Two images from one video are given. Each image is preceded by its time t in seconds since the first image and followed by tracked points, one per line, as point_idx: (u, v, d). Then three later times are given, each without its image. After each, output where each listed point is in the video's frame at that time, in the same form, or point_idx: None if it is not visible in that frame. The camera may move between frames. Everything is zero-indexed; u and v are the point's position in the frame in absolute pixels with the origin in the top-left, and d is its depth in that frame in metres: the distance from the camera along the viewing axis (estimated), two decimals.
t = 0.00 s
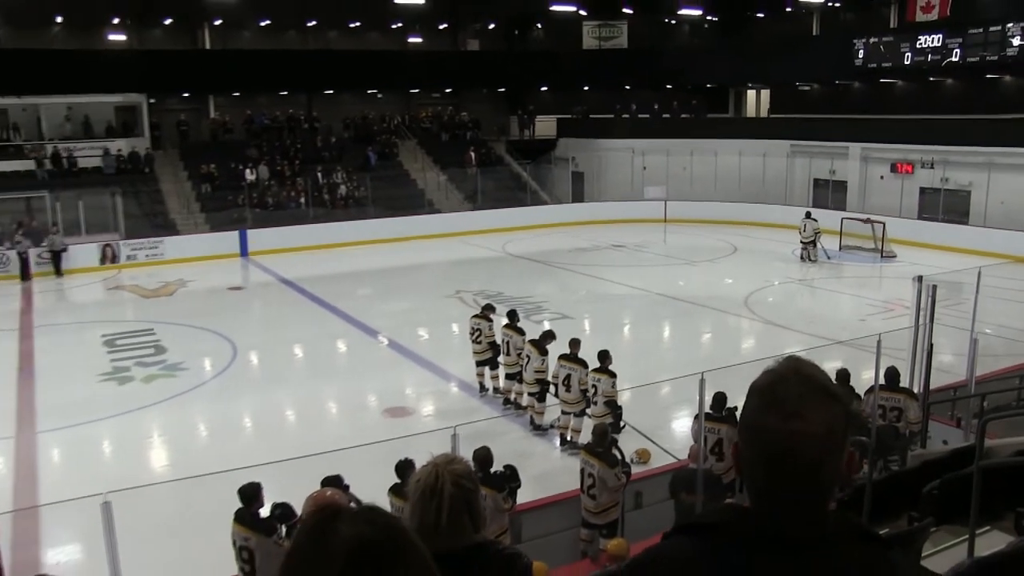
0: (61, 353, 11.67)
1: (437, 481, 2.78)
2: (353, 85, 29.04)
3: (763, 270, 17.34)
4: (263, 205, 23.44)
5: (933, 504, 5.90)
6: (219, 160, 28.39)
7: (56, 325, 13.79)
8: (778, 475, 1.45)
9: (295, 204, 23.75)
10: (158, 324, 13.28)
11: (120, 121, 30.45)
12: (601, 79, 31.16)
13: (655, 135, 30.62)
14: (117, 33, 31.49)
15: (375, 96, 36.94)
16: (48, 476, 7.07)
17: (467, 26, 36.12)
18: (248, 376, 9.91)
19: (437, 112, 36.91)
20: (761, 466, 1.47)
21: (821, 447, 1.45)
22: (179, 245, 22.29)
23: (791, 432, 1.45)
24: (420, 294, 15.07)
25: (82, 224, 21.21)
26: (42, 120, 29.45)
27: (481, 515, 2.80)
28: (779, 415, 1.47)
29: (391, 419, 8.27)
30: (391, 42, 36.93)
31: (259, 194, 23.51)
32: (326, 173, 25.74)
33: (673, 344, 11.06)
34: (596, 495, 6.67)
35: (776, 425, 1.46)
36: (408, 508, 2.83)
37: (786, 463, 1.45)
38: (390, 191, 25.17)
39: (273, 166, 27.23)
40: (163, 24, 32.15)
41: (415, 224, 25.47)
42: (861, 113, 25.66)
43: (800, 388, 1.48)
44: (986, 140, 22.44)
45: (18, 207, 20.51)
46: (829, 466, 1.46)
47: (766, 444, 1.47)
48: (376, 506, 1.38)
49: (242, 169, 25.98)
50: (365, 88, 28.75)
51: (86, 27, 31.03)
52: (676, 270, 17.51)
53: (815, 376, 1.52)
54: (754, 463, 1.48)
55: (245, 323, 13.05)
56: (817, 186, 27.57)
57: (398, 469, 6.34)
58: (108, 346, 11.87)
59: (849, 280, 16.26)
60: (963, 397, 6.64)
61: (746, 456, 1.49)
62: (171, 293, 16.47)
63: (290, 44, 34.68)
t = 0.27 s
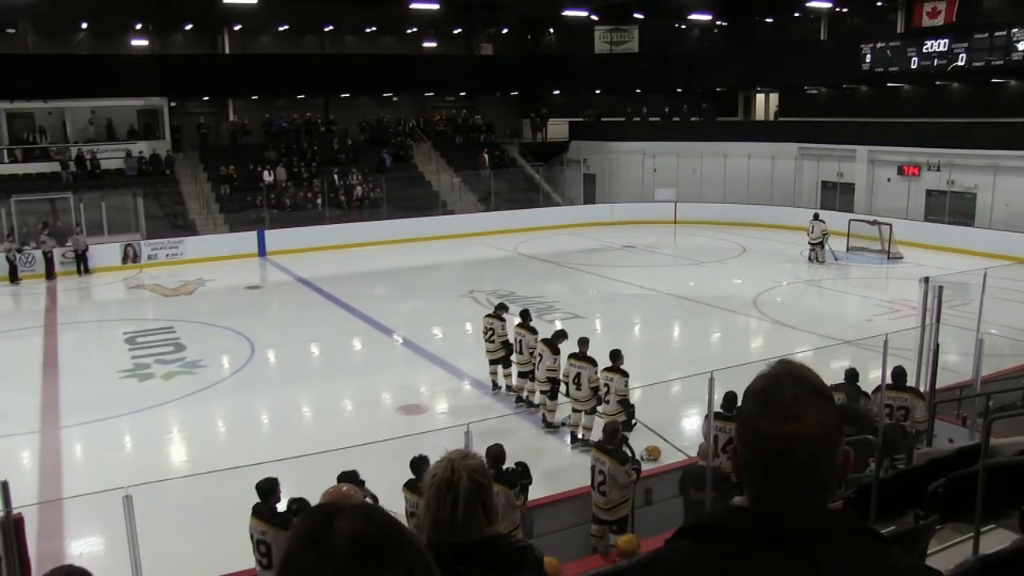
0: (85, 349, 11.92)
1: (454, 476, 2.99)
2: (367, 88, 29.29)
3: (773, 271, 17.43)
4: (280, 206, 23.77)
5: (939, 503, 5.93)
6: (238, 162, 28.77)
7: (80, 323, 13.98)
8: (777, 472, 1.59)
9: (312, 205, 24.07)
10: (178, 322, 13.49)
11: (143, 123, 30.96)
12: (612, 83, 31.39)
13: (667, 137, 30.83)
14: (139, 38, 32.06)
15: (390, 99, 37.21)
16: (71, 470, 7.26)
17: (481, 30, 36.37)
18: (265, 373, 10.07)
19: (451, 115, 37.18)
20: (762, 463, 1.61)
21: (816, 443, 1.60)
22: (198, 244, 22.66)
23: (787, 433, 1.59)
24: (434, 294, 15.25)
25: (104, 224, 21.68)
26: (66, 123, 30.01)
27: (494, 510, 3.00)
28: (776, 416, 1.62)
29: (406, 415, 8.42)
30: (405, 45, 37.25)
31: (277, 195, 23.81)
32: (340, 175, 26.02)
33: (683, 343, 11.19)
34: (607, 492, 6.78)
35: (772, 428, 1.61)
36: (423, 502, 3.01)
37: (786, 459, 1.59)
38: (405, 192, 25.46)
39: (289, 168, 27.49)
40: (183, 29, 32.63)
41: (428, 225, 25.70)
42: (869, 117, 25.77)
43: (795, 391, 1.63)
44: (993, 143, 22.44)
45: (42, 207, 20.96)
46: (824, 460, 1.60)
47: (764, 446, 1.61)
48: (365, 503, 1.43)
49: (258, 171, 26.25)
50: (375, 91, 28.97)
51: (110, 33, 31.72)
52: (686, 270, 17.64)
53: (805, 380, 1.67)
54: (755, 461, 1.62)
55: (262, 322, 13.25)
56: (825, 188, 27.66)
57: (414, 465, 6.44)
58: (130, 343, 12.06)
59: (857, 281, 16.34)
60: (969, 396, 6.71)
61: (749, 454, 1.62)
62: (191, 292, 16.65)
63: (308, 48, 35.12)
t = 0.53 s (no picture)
0: (98, 347, 11.95)
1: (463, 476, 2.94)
2: (379, 87, 29.36)
3: (785, 272, 17.39)
4: (293, 205, 23.85)
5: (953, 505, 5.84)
6: (251, 161, 28.87)
7: (92, 322, 14.00)
8: (782, 467, 1.62)
9: (324, 204, 24.13)
10: (190, 321, 13.51)
11: (156, 123, 31.13)
12: (625, 83, 31.40)
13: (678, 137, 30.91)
14: (152, 38, 32.23)
15: (403, 98, 37.28)
16: (85, 468, 7.29)
17: (493, 31, 36.41)
18: (278, 372, 10.10)
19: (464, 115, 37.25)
20: (770, 459, 1.64)
21: (822, 438, 1.62)
22: (211, 243, 22.78)
23: (791, 427, 1.62)
24: (446, 293, 15.29)
25: (117, 224, 21.85)
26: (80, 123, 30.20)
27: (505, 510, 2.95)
28: (782, 411, 1.65)
29: (418, 415, 8.43)
30: (418, 45, 37.28)
31: (289, 195, 23.89)
32: (353, 175, 26.09)
33: (695, 343, 11.19)
34: (618, 492, 6.78)
35: (777, 422, 1.64)
36: (433, 504, 2.96)
37: (793, 454, 1.62)
38: (418, 192, 25.53)
39: (303, 167, 27.58)
40: (196, 29, 32.77)
41: (441, 225, 25.76)
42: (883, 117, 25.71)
43: (801, 388, 1.67)
44: (1006, 144, 22.31)
45: (56, 207, 21.12)
46: (829, 454, 1.63)
47: (770, 440, 1.64)
48: (363, 503, 1.41)
49: (271, 170, 26.36)
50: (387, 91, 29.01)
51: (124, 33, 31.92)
52: (699, 270, 17.63)
53: (814, 378, 1.70)
54: (761, 456, 1.65)
55: (275, 321, 13.27)
56: (838, 188, 27.60)
57: (426, 465, 6.45)
58: (142, 343, 12.07)
59: (869, 281, 16.30)
60: (982, 397, 6.68)
61: (755, 449, 1.66)
62: (204, 291, 16.68)
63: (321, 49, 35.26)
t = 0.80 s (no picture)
0: (112, 345, 12.02)
1: (471, 475, 2.93)
2: (392, 87, 29.43)
3: (797, 272, 17.33)
4: (306, 204, 23.89)
5: (967, 508, 5.77)
6: (264, 160, 28.95)
7: (106, 320, 14.07)
8: (792, 467, 1.65)
9: (337, 203, 24.18)
10: (202, 319, 13.56)
11: (170, 122, 31.35)
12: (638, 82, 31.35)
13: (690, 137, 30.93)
14: (167, 38, 32.42)
15: (416, 98, 37.34)
16: (99, 465, 7.33)
17: (506, 30, 36.40)
18: (290, 370, 10.13)
19: (477, 114, 37.28)
20: (780, 459, 1.67)
21: (832, 438, 1.64)
22: (225, 242, 22.91)
23: (803, 426, 1.65)
24: (458, 292, 15.30)
25: (132, 222, 22.00)
26: (96, 122, 30.44)
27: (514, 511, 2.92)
28: (792, 411, 1.67)
29: (430, 414, 8.44)
30: (431, 44, 37.34)
31: (302, 194, 23.96)
32: (366, 174, 26.16)
33: (708, 344, 11.16)
34: (629, 493, 6.77)
35: (789, 422, 1.66)
36: (441, 502, 2.94)
37: (802, 454, 1.65)
38: (432, 192, 25.60)
39: (316, 166, 27.66)
40: (210, 29, 32.92)
41: (454, 224, 25.80)
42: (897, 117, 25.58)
43: (813, 389, 1.69)
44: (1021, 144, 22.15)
45: (71, 205, 21.30)
46: (840, 454, 1.64)
47: (781, 440, 1.67)
48: (382, 501, 1.41)
49: (284, 169, 26.45)
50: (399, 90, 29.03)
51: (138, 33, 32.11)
52: (711, 270, 17.58)
53: (827, 380, 1.72)
54: (773, 456, 1.67)
55: (287, 319, 13.31)
56: (851, 189, 27.45)
57: (437, 464, 6.45)
58: (156, 341, 12.12)
59: (884, 282, 16.22)
60: (998, 401, 6.62)
61: (766, 449, 1.69)
62: (217, 290, 16.73)
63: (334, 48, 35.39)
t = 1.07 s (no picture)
0: (127, 343, 12.10)
1: (482, 479, 2.93)
2: (405, 86, 29.49)
3: (811, 273, 17.27)
4: (319, 204, 23.94)
5: (981, 511, 5.66)
6: (277, 159, 29.00)
7: (120, 318, 14.15)
8: (805, 468, 1.64)
9: (350, 202, 24.22)
10: (216, 318, 13.62)
11: (184, 121, 31.51)
12: (652, 82, 31.33)
13: (704, 138, 30.92)
14: (181, 38, 32.57)
15: (429, 98, 37.38)
16: (113, 462, 7.37)
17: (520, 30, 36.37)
18: (304, 369, 10.15)
19: (491, 114, 37.29)
20: (793, 461, 1.66)
21: (846, 441, 1.63)
22: (238, 241, 23.00)
23: (818, 429, 1.63)
24: (471, 292, 15.31)
25: (146, 221, 22.13)
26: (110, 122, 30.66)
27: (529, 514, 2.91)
28: (807, 412, 1.67)
29: (442, 413, 8.45)
30: (444, 44, 37.37)
31: (315, 193, 24.00)
32: (380, 174, 26.23)
33: (721, 344, 11.14)
34: (642, 492, 6.76)
35: (802, 423, 1.66)
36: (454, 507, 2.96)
37: (816, 457, 1.63)
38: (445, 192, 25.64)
39: (329, 165, 27.70)
40: (225, 28, 33.04)
41: (467, 224, 25.83)
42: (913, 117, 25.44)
43: (828, 391, 1.68)
44: None
45: (85, 204, 21.45)
46: (854, 458, 1.63)
47: (795, 440, 1.65)
48: (420, 495, 1.42)
49: (298, 168, 26.53)
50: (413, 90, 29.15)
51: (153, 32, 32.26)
52: (724, 271, 17.54)
53: (843, 381, 1.71)
54: (786, 458, 1.67)
55: (301, 318, 13.36)
56: (866, 189, 27.29)
57: (450, 463, 6.45)
58: (170, 339, 12.17)
59: (898, 283, 16.14)
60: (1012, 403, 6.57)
61: (779, 451, 1.68)
62: (231, 288, 16.79)
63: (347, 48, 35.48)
